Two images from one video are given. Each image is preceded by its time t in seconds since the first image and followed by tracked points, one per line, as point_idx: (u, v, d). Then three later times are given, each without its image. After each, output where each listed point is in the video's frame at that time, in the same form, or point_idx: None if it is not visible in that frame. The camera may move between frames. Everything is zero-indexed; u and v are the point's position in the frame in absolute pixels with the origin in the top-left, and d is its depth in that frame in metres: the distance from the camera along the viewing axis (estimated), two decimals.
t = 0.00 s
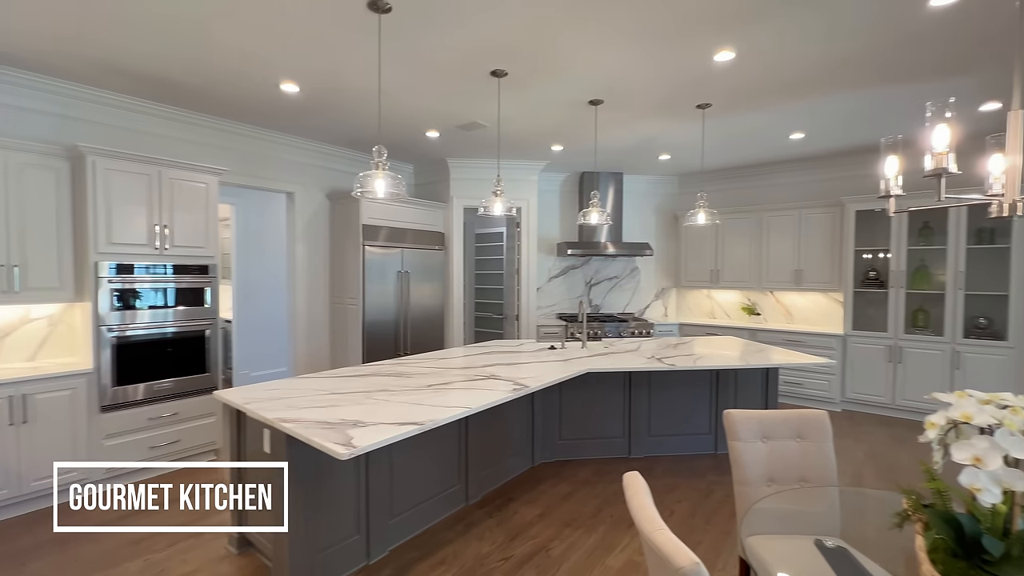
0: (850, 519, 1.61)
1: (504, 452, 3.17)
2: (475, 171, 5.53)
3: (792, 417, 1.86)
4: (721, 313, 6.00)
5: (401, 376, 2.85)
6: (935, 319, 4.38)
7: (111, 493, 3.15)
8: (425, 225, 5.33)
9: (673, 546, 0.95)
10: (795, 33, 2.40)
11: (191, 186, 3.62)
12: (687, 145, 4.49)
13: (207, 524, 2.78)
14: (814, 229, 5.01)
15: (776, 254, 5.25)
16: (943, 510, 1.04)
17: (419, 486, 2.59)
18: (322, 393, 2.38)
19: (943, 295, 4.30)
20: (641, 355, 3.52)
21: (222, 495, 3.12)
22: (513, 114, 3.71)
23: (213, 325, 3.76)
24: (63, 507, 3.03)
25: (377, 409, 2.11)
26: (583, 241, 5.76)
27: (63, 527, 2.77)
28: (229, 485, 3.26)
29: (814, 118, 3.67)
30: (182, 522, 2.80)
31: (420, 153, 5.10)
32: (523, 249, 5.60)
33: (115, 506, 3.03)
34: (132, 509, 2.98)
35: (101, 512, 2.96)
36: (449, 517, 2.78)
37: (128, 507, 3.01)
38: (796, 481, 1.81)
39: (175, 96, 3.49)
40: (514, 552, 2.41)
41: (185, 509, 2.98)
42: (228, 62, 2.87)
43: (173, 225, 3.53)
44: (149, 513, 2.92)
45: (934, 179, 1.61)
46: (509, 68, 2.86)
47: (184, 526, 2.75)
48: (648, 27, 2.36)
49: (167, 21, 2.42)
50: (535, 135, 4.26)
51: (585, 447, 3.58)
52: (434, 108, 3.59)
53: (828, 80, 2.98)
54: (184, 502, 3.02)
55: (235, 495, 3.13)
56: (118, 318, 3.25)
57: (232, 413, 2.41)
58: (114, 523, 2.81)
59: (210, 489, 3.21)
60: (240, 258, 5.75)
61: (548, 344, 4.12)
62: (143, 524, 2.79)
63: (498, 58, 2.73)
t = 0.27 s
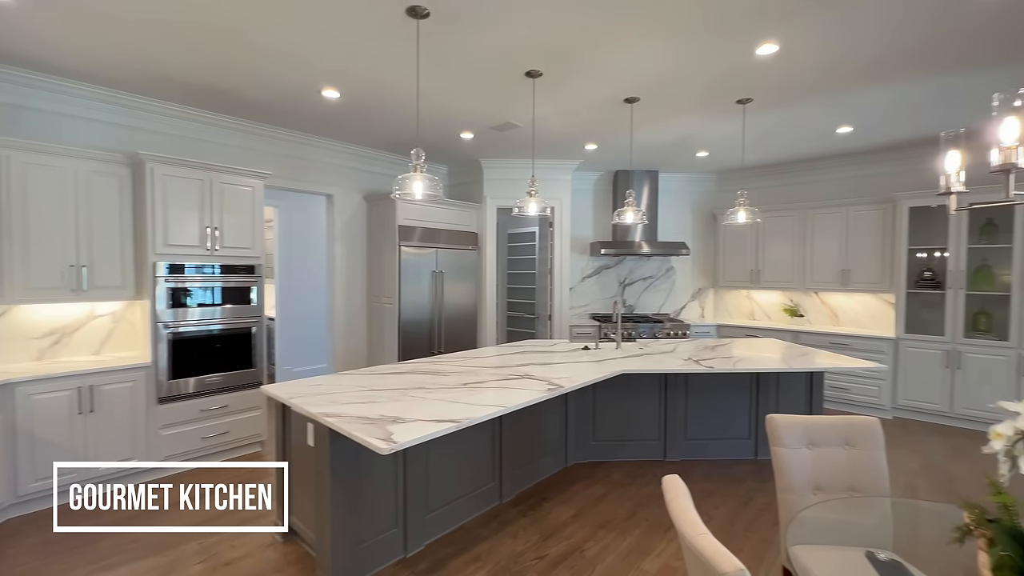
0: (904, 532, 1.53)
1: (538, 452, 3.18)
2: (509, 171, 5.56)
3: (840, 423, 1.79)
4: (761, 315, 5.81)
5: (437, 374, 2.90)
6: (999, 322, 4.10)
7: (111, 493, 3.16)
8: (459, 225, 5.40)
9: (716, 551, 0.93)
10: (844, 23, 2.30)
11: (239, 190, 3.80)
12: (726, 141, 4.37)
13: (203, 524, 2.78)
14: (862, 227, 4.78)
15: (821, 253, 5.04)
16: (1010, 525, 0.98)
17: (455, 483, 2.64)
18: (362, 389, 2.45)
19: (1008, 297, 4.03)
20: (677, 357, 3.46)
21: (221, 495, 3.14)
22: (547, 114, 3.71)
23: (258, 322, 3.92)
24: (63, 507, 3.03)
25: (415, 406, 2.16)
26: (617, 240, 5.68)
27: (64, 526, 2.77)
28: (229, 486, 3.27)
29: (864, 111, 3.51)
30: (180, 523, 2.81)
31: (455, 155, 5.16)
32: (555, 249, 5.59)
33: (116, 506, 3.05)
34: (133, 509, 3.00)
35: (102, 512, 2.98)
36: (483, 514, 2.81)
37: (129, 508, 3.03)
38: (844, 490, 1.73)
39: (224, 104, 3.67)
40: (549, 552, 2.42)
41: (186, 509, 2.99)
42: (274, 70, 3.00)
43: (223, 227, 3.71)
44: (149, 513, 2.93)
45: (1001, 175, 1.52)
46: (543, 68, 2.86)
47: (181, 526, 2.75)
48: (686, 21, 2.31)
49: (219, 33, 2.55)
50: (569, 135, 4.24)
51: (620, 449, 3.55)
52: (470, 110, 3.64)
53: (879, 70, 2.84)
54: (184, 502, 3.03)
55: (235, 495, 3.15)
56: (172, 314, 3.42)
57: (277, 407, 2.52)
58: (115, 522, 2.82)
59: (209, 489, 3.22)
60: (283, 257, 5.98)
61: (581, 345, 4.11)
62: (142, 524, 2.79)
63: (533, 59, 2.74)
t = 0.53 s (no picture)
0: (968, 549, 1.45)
1: (571, 452, 3.17)
2: (543, 170, 5.56)
3: (893, 431, 1.70)
4: (805, 316, 5.58)
5: (472, 372, 2.94)
6: None
7: (110, 493, 3.13)
8: (493, 225, 5.43)
9: (763, 556, 0.91)
10: (898, 8, 2.19)
11: (284, 192, 3.96)
12: (768, 136, 4.22)
13: (201, 524, 2.77)
14: (917, 224, 4.53)
15: (871, 251, 4.80)
16: None
17: (489, 481, 2.67)
18: (400, 386, 2.52)
19: None
20: (716, 359, 3.37)
21: (222, 495, 3.12)
22: (582, 113, 3.69)
23: (301, 320, 4.06)
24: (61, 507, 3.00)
25: (452, 403, 2.20)
26: (652, 240, 5.57)
27: (63, 526, 2.74)
28: (230, 485, 3.26)
29: (919, 101, 3.32)
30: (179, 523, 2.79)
31: (489, 155, 5.20)
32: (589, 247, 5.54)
33: (115, 506, 3.02)
34: (132, 509, 2.98)
35: (101, 512, 2.95)
36: (518, 512, 2.83)
37: (127, 507, 3.00)
38: (899, 501, 1.65)
39: (270, 110, 3.84)
40: (583, 552, 2.41)
41: (186, 509, 2.98)
42: (317, 76, 3.11)
43: (268, 229, 3.87)
44: (150, 512, 2.92)
45: None
46: (578, 67, 2.85)
47: (181, 526, 2.74)
48: (727, 14, 2.25)
49: (267, 43, 2.66)
50: (604, 133, 4.21)
51: (655, 451, 3.49)
52: (505, 110, 3.66)
53: (938, 57, 2.68)
54: (184, 502, 3.02)
55: (236, 495, 3.14)
56: (219, 311, 3.59)
57: (319, 402, 2.62)
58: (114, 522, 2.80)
59: (210, 489, 3.21)
60: (323, 256, 6.19)
61: (616, 345, 4.06)
62: (142, 524, 2.77)
63: (569, 58, 2.73)
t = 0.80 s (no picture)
0: None
1: (607, 452, 3.14)
2: (577, 168, 5.53)
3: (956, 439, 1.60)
4: (853, 317, 5.33)
5: (507, 370, 2.96)
6: None
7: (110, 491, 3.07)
8: (527, 223, 5.44)
9: (815, 563, 0.88)
10: None
11: (325, 193, 4.09)
12: (815, 129, 4.05)
13: (198, 525, 2.72)
14: (980, 220, 4.24)
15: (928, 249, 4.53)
16: None
17: (524, 479, 2.68)
18: (437, 382, 2.56)
19: None
20: (758, 361, 3.27)
21: (221, 495, 3.07)
22: (617, 109, 3.64)
23: (340, 316, 4.19)
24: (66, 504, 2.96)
25: (488, 400, 2.22)
26: (690, 238, 5.42)
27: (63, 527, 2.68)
28: (229, 485, 3.23)
29: (984, 88, 3.11)
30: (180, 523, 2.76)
31: (523, 153, 5.21)
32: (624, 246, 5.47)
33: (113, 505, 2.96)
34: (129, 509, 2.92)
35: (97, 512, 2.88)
36: (552, 510, 2.83)
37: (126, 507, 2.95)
38: (961, 513, 1.56)
39: (313, 114, 3.97)
40: (620, 553, 2.39)
41: (186, 509, 2.94)
42: (358, 80, 3.19)
43: (311, 228, 4.01)
44: (150, 513, 2.88)
45: None
46: (616, 63, 2.82)
47: (181, 526, 2.70)
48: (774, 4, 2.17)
49: (311, 48, 2.75)
50: (641, 129, 4.14)
51: (693, 454, 3.42)
52: (540, 108, 3.65)
53: (1007, 41, 2.50)
54: (184, 502, 2.98)
55: (236, 495, 3.10)
56: (264, 307, 3.74)
57: (359, 397, 2.70)
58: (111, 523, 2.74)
59: (207, 489, 3.15)
60: (361, 255, 6.37)
61: (652, 345, 4.00)
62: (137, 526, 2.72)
63: (606, 53, 2.70)
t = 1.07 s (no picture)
0: None
1: (642, 453, 3.10)
2: (612, 164, 5.46)
3: None
4: (907, 318, 5.05)
5: (541, 368, 2.96)
6: None
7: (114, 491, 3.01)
8: (561, 221, 5.43)
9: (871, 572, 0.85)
10: None
11: (364, 193, 4.20)
12: (866, 119, 3.85)
13: (193, 527, 2.67)
14: None
15: (992, 245, 4.24)
16: None
17: (559, 477, 2.68)
18: (473, 379, 2.59)
19: None
20: (803, 362, 3.14)
21: (221, 495, 3.03)
22: (654, 103, 3.57)
23: (378, 313, 4.29)
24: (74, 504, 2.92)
25: (524, 397, 2.23)
26: (729, 235, 5.21)
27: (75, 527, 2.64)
28: (229, 485, 3.18)
29: None
30: (176, 525, 2.71)
31: (557, 150, 5.19)
32: (660, 243, 5.36)
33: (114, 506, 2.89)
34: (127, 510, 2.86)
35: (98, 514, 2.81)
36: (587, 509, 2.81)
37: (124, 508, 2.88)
38: None
39: (352, 116, 4.08)
40: (657, 555, 2.36)
41: (186, 509, 2.89)
42: (395, 81, 3.26)
43: (350, 227, 4.13)
44: (149, 514, 2.82)
45: None
46: (654, 57, 2.77)
47: (177, 526, 2.65)
48: None
49: (351, 52, 2.83)
50: (679, 123, 4.05)
51: (732, 457, 3.32)
52: (575, 104, 3.62)
53: None
54: (184, 502, 2.93)
55: (236, 495, 3.06)
56: (304, 304, 3.86)
57: (397, 391, 2.77)
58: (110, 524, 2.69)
59: (206, 488, 3.11)
60: (397, 253, 6.50)
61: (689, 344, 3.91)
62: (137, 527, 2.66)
63: (644, 47, 2.65)
